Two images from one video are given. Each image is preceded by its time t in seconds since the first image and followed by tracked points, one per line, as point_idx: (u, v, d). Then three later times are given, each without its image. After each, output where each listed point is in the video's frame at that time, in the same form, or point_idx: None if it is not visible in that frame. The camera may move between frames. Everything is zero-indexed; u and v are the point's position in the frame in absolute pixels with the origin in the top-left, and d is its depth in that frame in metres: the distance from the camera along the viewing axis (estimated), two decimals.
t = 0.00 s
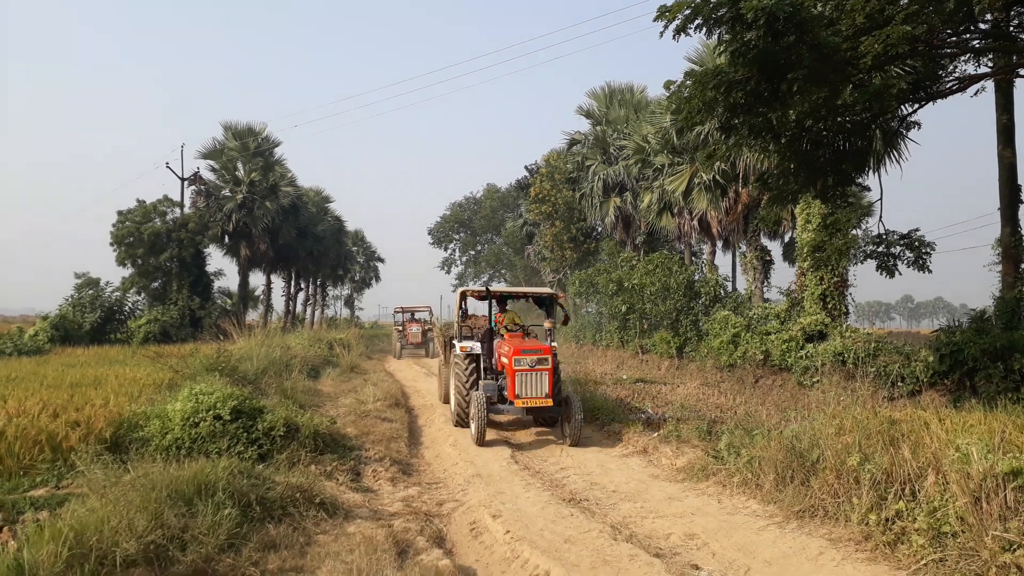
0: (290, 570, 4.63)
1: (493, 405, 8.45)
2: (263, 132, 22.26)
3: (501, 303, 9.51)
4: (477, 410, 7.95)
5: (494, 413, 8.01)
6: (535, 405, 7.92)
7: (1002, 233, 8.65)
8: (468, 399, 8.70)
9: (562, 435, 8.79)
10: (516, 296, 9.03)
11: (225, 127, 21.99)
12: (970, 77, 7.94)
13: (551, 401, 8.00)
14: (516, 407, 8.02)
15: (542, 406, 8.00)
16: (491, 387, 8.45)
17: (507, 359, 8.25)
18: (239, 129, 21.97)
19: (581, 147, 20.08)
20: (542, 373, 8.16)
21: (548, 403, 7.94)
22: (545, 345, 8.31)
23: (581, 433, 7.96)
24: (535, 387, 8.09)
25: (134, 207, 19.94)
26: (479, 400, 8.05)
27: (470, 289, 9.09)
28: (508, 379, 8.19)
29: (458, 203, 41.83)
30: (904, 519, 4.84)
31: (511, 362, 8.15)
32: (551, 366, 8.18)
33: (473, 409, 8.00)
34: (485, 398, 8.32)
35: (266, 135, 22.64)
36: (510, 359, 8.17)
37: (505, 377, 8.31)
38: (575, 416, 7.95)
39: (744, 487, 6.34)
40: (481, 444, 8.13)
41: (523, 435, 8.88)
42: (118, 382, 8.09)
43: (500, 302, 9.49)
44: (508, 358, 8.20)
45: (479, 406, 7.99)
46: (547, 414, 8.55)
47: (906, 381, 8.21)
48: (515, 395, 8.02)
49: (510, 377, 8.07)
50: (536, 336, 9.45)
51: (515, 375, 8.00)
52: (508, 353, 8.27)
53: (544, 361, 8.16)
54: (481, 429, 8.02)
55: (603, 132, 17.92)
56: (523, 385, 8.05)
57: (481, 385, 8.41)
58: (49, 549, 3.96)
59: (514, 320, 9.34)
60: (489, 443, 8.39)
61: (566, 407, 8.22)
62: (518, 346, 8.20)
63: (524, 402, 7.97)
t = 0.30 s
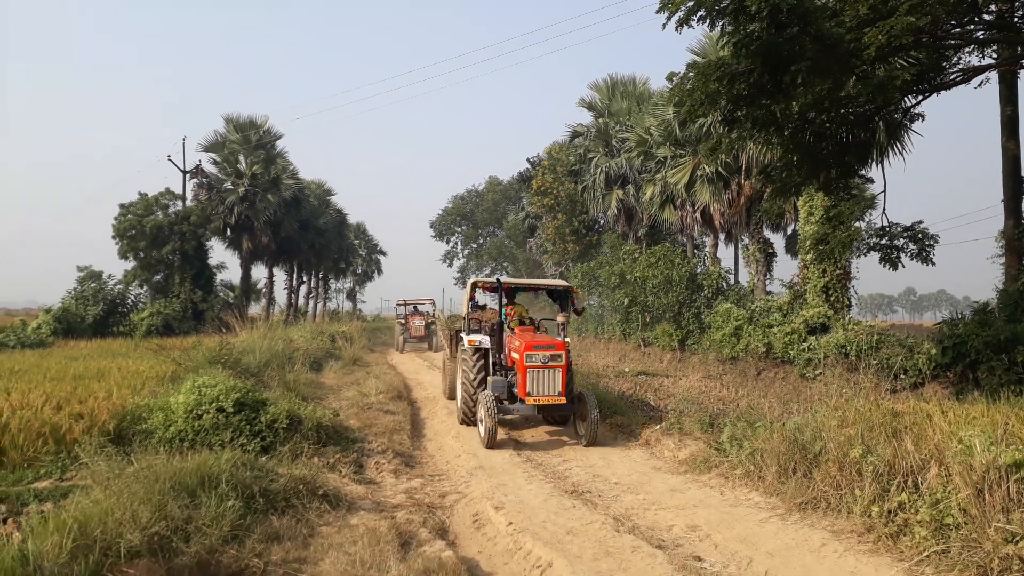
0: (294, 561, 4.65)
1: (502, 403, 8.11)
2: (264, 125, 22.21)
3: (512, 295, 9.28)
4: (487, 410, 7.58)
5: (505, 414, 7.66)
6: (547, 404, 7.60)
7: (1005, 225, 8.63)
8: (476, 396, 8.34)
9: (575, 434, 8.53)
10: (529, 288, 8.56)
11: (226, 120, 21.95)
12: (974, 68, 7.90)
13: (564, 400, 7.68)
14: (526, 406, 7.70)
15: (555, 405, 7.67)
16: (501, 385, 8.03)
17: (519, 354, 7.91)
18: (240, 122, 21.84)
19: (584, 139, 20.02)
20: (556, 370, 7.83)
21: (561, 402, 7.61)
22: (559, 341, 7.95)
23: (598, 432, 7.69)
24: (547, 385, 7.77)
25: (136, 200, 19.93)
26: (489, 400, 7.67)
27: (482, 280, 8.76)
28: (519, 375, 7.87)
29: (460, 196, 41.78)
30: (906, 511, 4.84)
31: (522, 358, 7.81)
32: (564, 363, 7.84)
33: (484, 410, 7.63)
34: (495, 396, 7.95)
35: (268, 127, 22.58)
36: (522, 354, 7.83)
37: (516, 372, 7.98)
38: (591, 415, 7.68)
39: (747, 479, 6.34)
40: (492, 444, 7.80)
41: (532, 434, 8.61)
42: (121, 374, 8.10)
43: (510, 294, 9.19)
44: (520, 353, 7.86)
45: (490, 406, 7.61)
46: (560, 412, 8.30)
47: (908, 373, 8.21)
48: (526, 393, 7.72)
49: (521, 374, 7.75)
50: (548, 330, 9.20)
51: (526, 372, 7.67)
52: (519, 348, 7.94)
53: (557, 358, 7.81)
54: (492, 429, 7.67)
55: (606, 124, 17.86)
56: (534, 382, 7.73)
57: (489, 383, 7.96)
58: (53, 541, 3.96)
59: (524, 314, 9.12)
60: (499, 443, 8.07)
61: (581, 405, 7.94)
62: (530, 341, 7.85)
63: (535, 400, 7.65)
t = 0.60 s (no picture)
0: (300, 556, 4.66)
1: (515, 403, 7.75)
2: (269, 121, 22.24)
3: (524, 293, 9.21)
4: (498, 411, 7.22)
5: (518, 415, 7.30)
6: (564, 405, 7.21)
7: (1012, 220, 8.62)
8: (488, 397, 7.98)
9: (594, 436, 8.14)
10: (543, 281, 8.44)
11: (231, 116, 22.00)
12: (982, 62, 7.84)
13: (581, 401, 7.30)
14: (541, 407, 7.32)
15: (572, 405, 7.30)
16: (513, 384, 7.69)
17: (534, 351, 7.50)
18: (245, 118, 21.90)
19: (588, 135, 19.99)
20: (573, 369, 7.43)
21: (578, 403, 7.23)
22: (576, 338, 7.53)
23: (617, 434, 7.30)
24: (563, 385, 7.37)
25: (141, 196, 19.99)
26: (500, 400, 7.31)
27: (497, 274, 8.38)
28: (534, 374, 7.46)
29: (464, 192, 41.78)
30: (913, 507, 4.83)
31: (537, 356, 7.41)
32: (582, 361, 7.44)
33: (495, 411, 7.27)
34: (507, 396, 7.61)
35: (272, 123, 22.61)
36: (537, 352, 7.42)
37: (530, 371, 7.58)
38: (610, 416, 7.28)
39: (753, 475, 6.34)
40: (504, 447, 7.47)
41: (548, 436, 8.25)
42: (127, 370, 8.13)
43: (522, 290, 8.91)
44: (535, 352, 7.45)
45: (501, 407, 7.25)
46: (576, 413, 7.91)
47: (915, 369, 8.18)
48: (541, 393, 7.32)
49: (535, 373, 7.36)
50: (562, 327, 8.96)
51: (542, 372, 7.27)
52: (534, 345, 7.51)
53: (574, 357, 7.40)
54: (503, 432, 7.31)
55: (611, 120, 17.82)
56: (550, 382, 7.33)
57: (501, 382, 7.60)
58: (61, 535, 3.97)
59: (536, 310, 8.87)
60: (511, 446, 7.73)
61: (598, 406, 7.56)
62: (546, 339, 7.44)
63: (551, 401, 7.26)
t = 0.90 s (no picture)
0: (302, 554, 4.66)
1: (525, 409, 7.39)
2: (270, 120, 22.26)
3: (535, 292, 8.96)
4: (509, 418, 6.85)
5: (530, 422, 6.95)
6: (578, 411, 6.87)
7: (1014, 218, 8.61)
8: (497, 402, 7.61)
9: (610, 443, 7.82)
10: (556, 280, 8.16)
11: (232, 115, 22.03)
12: (984, 61, 7.84)
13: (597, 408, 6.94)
14: (553, 413, 6.97)
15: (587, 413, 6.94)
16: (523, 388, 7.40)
17: (547, 355, 7.14)
18: (246, 116, 21.98)
19: (589, 133, 19.99)
20: (588, 374, 7.05)
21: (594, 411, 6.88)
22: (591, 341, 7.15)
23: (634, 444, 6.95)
24: (578, 391, 7.01)
25: (142, 195, 20.00)
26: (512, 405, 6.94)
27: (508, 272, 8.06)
28: (547, 378, 7.10)
29: (465, 191, 41.79)
30: (914, 505, 4.82)
31: (550, 360, 7.02)
32: (599, 366, 7.06)
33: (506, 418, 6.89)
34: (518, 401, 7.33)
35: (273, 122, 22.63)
36: (551, 356, 7.05)
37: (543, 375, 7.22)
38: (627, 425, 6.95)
39: (754, 473, 6.34)
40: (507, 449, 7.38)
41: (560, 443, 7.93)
42: (129, 368, 8.14)
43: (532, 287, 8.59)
44: (548, 355, 7.08)
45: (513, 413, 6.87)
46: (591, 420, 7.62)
47: (915, 367, 8.20)
48: (554, 399, 6.97)
49: (548, 378, 7.00)
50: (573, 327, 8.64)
51: (556, 377, 6.90)
52: (547, 348, 7.13)
53: (590, 361, 7.02)
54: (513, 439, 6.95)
55: (612, 118, 17.82)
56: (564, 388, 6.98)
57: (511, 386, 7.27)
58: (63, 533, 3.96)
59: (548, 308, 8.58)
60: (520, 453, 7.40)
61: (615, 413, 7.21)
62: (560, 341, 7.06)
63: (563, 408, 6.91)
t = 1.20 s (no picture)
0: (305, 552, 4.69)
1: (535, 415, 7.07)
2: (272, 119, 22.32)
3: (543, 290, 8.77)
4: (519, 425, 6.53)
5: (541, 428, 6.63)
6: (593, 414, 6.50)
7: (1014, 216, 8.62)
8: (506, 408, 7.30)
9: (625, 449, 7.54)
10: (564, 276, 7.92)
11: (234, 114, 22.10)
12: (984, 59, 7.84)
13: (614, 410, 6.57)
14: (567, 418, 6.59)
15: (603, 416, 6.57)
16: (532, 392, 7.07)
17: (558, 355, 6.78)
18: (249, 116, 22.09)
19: (590, 132, 20.00)
20: (603, 374, 6.69)
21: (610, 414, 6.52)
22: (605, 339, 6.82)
23: (653, 448, 6.66)
24: (592, 392, 6.64)
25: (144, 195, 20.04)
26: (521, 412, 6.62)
27: (514, 268, 7.77)
28: (559, 380, 6.73)
29: (467, 191, 41.82)
30: (915, 503, 4.84)
31: (562, 359, 6.67)
32: (614, 365, 6.71)
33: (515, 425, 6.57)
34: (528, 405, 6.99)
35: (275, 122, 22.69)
36: (562, 356, 6.69)
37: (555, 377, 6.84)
38: (646, 428, 6.66)
39: (755, 471, 6.36)
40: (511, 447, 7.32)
41: (572, 447, 7.66)
42: (131, 367, 8.17)
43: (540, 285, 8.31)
44: (559, 355, 6.73)
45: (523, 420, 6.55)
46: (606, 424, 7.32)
47: (916, 365, 8.24)
48: (568, 402, 6.60)
49: (560, 379, 6.64)
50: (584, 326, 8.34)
51: (568, 378, 6.54)
52: (558, 348, 6.79)
53: (605, 360, 6.67)
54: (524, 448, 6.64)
55: (613, 117, 17.82)
56: (577, 390, 6.61)
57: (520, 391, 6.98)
58: (66, 531, 3.98)
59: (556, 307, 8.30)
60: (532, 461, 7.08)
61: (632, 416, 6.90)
62: (572, 340, 6.73)
63: (577, 412, 6.54)
